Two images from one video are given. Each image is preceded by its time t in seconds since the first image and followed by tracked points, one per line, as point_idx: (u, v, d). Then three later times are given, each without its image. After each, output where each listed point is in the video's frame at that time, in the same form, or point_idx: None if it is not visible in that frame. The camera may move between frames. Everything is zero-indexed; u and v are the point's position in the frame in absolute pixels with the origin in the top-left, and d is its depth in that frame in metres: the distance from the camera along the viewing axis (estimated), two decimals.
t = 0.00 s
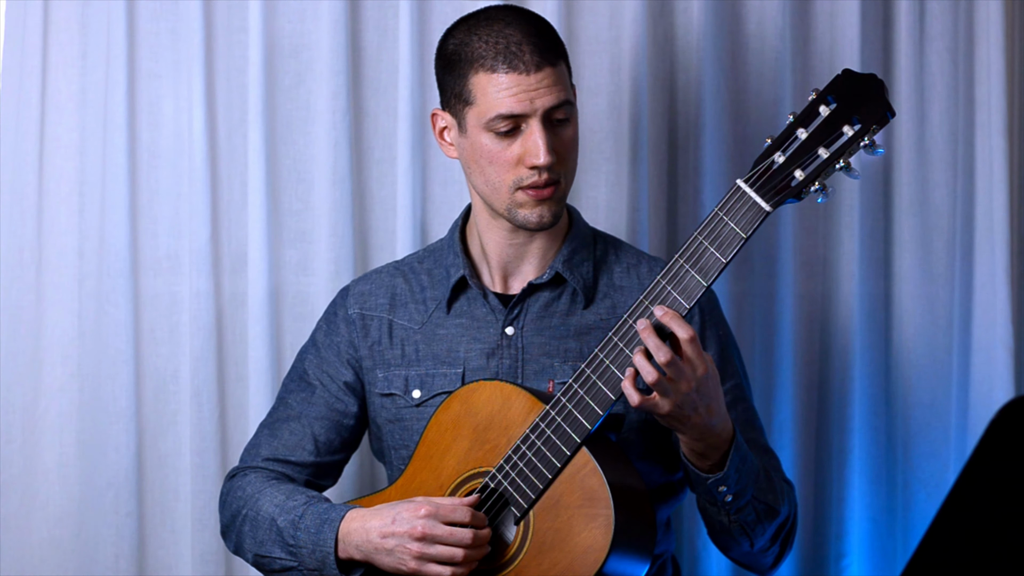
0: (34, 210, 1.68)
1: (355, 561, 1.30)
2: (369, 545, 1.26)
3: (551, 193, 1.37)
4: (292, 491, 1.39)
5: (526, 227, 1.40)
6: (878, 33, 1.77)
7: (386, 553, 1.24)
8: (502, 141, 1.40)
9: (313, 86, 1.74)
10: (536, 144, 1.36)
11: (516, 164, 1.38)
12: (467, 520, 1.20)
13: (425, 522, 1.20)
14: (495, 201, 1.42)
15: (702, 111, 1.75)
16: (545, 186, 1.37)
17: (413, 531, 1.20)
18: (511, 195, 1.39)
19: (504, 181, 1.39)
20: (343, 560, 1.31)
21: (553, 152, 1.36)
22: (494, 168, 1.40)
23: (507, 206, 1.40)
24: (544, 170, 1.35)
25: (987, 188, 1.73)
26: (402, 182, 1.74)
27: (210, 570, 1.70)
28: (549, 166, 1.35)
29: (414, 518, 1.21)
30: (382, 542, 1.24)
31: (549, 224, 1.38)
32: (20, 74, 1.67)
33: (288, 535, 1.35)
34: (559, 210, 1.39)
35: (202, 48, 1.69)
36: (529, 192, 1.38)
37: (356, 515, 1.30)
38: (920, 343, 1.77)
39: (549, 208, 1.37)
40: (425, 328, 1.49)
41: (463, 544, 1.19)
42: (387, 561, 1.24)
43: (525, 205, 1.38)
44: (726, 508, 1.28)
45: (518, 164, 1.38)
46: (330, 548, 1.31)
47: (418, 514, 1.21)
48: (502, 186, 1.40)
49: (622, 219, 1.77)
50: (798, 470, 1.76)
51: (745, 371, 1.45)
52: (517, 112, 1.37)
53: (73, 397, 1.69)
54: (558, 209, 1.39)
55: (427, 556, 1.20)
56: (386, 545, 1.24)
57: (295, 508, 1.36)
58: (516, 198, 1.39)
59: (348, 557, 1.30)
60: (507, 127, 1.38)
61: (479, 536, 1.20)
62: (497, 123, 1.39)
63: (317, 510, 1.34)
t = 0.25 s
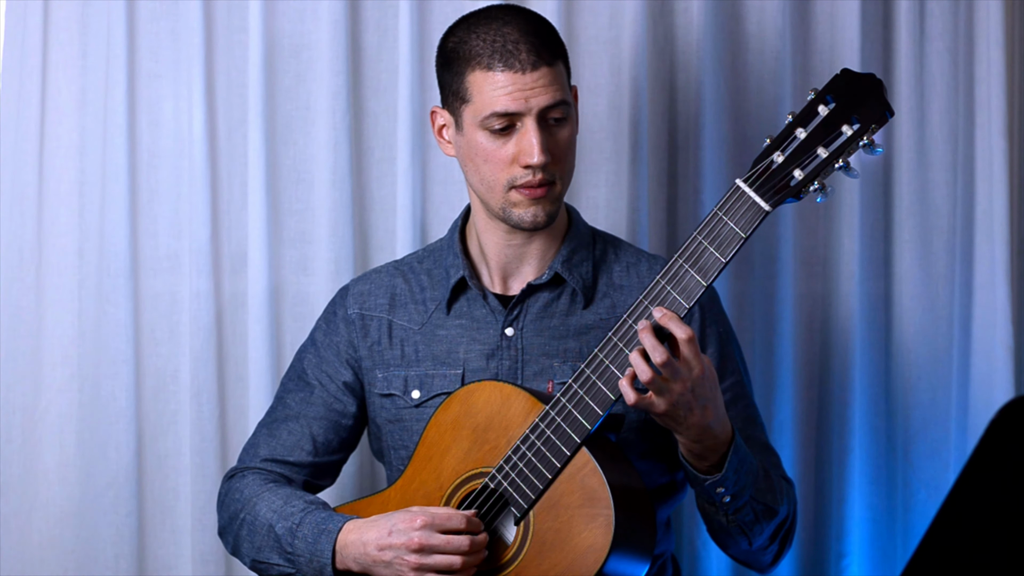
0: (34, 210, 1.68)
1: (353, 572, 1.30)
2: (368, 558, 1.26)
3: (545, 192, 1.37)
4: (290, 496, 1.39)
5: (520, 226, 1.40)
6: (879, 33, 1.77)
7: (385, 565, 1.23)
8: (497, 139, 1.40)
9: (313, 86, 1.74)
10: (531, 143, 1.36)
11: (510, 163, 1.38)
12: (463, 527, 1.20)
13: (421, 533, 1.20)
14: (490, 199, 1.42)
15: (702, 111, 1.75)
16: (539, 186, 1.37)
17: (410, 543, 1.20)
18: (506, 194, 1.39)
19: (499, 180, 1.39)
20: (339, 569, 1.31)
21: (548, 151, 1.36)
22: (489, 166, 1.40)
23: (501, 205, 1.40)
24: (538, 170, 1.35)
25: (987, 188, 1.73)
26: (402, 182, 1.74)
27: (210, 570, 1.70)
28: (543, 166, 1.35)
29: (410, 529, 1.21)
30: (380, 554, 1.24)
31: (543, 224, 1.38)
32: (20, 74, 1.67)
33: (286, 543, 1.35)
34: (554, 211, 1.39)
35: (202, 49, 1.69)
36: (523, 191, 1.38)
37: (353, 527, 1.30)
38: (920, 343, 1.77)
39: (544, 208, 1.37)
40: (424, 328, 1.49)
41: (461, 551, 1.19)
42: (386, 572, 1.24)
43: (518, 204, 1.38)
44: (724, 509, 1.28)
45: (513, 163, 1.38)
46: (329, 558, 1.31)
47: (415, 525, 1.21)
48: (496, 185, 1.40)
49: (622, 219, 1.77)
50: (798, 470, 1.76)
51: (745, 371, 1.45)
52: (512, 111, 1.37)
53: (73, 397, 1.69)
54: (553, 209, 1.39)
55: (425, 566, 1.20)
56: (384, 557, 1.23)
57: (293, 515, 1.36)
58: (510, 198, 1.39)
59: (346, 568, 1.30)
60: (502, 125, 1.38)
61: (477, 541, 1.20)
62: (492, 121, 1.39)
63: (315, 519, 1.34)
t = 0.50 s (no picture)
0: (34, 210, 1.68)
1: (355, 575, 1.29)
2: (369, 561, 1.26)
3: (544, 192, 1.37)
4: (290, 497, 1.39)
5: (518, 225, 1.40)
6: (879, 33, 1.77)
7: (387, 568, 1.24)
8: (498, 137, 1.40)
9: (313, 86, 1.74)
10: (531, 143, 1.36)
11: (510, 162, 1.38)
12: (463, 529, 1.20)
13: (421, 536, 1.20)
14: (489, 197, 1.42)
15: (702, 111, 1.75)
16: (539, 185, 1.37)
17: (409, 545, 1.20)
18: (505, 192, 1.39)
19: (498, 178, 1.39)
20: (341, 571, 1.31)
21: (548, 151, 1.36)
22: (489, 164, 1.40)
23: (501, 203, 1.40)
24: (538, 169, 1.35)
25: (987, 187, 1.73)
26: (402, 182, 1.74)
27: (210, 570, 1.70)
28: (542, 165, 1.35)
29: (409, 532, 1.21)
30: (382, 557, 1.24)
31: (542, 223, 1.39)
32: (20, 74, 1.67)
33: (288, 545, 1.35)
34: (553, 210, 1.39)
35: (202, 48, 1.69)
36: (522, 190, 1.38)
37: (356, 531, 1.30)
38: (920, 343, 1.77)
39: (543, 208, 1.37)
40: (424, 328, 1.49)
41: (461, 552, 1.19)
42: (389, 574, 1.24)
43: (517, 202, 1.38)
44: (735, 506, 1.28)
45: (513, 162, 1.38)
46: (331, 562, 1.30)
47: (413, 527, 1.20)
48: (495, 183, 1.40)
49: (622, 219, 1.77)
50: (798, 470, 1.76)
51: (745, 371, 1.45)
52: (513, 109, 1.37)
53: (73, 397, 1.69)
54: (552, 208, 1.39)
55: (426, 568, 1.20)
56: (386, 560, 1.23)
57: (295, 517, 1.36)
58: (509, 196, 1.39)
59: (349, 571, 1.30)
60: (503, 124, 1.38)
61: (476, 542, 1.20)
62: (493, 119, 1.39)
63: (317, 520, 1.34)
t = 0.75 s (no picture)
0: (34, 210, 1.68)
1: (358, 566, 1.29)
2: (369, 551, 1.25)
3: (544, 191, 1.37)
4: (291, 493, 1.39)
5: (518, 224, 1.40)
6: (879, 33, 1.77)
7: (387, 556, 1.23)
8: (498, 136, 1.40)
9: (313, 86, 1.74)
10: (531, 141, 1.36)
11: (510, 160, 1.38)
12: (453, 507, 1.19)
13: (412, 520, 1.19)
14: (488, 196, 1.42)
15: (702, 111, 1.75)
16: (539, 184, 1.37)
17: (403, 531, 1.20)
18: (504, 191, 1.39)
19: (498, 177, 1.39)
20: (343, 564, 1.31)
21: (548, 150, 1.36)
22: (488, 163, 1.40)
23: (500, 202, 1.40)
24: (538, 168, 1.35)
25: (987, 188, 1.73)
26: (402, 182, 1.74)
27: (210, 570, 1.70)
28: (542, 164, 1.35)
29: (401, 517, 1.20)
30: (380, 546, 1.23)
31: (542, 222, 1.39)
32: (20, 74, 1.67)
33: (288, 539, 1.35)
34: (553, 209, 1.39)
35: (202, 48, 1.69)
36: (522, 189, 1.38)
37: (354, 519, 1.29)
38: (920, 343, 1.77)
39: (542, 207, 1.37)
40: (424, 328, 1.49)
41: (454, 530, 1.18)
42: (390, 563, 1.24)
43: (517, 201, 1.38)
44: (731, 508, 1.28)
45: (513, 160, 1.38)
46: (330, 552, 1.30)
47: (404, 513, 1.20)
48: (495, 182, 1.40)
49: (622, 219, 1.77)
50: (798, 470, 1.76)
51: (745, 371, 1.45)
52: (513, 108, 1.37)
53: (73, 397, 1.69)
54: (552, 207, 1.39)
55: (422, 550, 1.19)
56: (384, 549, 1.23)
57: (294, 511, 1.36)
58: (509, 195, 1.39)
59: (351, 563, 1.30)
60: (503, 122, 1.38)
61: (468, 518, 1.19)
62: (493, 118, 1.39)
63: (317, 514, 1.34)
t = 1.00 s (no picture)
0: (34, 210, 1.68)
1: (355, 569, 1.29)
2: (365, 555, 1.26)
3: (544, 191, 1.37)
4: (289, 495, 1.39)
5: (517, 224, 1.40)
6: (878, 33, 1.77)
7: (382, 559, 1.24)
8: (497, 135, 1.40)
9: (313, 86, 1.74)
10: (530, 141, 1.36)
11: (509, 160, 1.38)
12: (445, 510, 1.19)
13: (406, 524, 1.19)
14: (488, 196, 1.42)
15: (702, 111, 1.75)
16: (538, 184, 1.37)
17: (396, 535, 1.20)
18: (504, 191, 1.39)
19: (497, 177, 1.39)
20: (340, 565, 1.31)
21: (547, 150, 1.36)
22: (487, 163, 1.40)
23: (499, 201, 1.40)
24: (537, 168, 1.35)
25: (987, 188, 1.73)
26: (402, 182, 1.74)
27: (210, 570, 1.70)
28: (541, 164, 1.35)
29: (394, 521, 1.20)
30: (376, 550, 1.24)
31: (541, 222, 1.39)
32: (19, 74, 1.67)
33: (285, 541, 1.34)
34: (552, 209, 1.39)
35: (202, 49, 1.69)
36: (521, 189, 1.38)
37: (348, 524, 1.29)
38: (920, 343, 1.77)
39: (541, 206, 1.37)
40: (423, 329, 1.49)
41: (446, 534, 1.18)
42: (386, 566, 1.24)
43: (516, 201, 1.38)
44: (731, 508, 1.28)
45: (512, 160, 1.38)
46: (327, 556, 1.30)
47: (397, 516, 1.20)
48: (494, 182, 1.40)
49: (622, 219, 1.77)
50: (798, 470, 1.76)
51: (744, 371, 1.45)
52: (512, 107, 1.37)
53: (73, 397, 1.69)
54: (551, 207, 1.39)
55: (415, 554, 1.19)
56: (379, 552, 1.23)
57: (292, 513, 1.36)
58: (508, 195, 1.39)
59: (348, 566, 1.30)
60: (502, 122, 1.38)
61: (460, 520, 1.18)
62: (493, 117, 1.39)
63: (314, 516, 1.34)
